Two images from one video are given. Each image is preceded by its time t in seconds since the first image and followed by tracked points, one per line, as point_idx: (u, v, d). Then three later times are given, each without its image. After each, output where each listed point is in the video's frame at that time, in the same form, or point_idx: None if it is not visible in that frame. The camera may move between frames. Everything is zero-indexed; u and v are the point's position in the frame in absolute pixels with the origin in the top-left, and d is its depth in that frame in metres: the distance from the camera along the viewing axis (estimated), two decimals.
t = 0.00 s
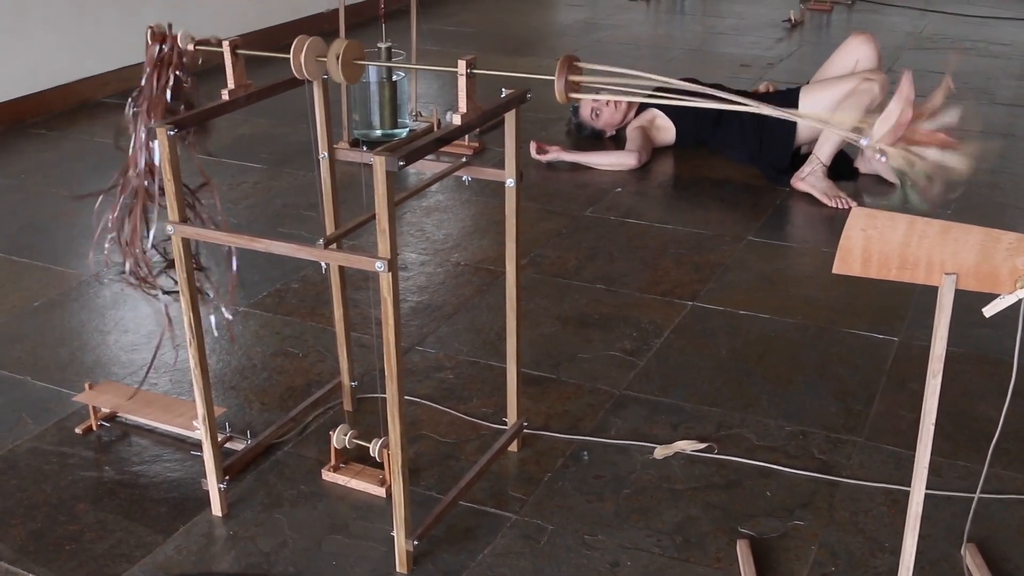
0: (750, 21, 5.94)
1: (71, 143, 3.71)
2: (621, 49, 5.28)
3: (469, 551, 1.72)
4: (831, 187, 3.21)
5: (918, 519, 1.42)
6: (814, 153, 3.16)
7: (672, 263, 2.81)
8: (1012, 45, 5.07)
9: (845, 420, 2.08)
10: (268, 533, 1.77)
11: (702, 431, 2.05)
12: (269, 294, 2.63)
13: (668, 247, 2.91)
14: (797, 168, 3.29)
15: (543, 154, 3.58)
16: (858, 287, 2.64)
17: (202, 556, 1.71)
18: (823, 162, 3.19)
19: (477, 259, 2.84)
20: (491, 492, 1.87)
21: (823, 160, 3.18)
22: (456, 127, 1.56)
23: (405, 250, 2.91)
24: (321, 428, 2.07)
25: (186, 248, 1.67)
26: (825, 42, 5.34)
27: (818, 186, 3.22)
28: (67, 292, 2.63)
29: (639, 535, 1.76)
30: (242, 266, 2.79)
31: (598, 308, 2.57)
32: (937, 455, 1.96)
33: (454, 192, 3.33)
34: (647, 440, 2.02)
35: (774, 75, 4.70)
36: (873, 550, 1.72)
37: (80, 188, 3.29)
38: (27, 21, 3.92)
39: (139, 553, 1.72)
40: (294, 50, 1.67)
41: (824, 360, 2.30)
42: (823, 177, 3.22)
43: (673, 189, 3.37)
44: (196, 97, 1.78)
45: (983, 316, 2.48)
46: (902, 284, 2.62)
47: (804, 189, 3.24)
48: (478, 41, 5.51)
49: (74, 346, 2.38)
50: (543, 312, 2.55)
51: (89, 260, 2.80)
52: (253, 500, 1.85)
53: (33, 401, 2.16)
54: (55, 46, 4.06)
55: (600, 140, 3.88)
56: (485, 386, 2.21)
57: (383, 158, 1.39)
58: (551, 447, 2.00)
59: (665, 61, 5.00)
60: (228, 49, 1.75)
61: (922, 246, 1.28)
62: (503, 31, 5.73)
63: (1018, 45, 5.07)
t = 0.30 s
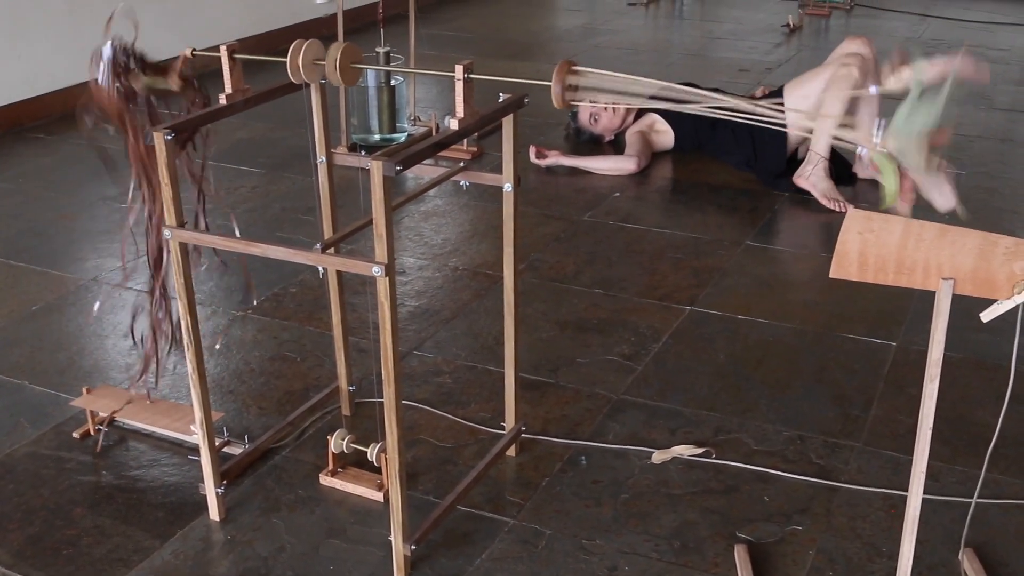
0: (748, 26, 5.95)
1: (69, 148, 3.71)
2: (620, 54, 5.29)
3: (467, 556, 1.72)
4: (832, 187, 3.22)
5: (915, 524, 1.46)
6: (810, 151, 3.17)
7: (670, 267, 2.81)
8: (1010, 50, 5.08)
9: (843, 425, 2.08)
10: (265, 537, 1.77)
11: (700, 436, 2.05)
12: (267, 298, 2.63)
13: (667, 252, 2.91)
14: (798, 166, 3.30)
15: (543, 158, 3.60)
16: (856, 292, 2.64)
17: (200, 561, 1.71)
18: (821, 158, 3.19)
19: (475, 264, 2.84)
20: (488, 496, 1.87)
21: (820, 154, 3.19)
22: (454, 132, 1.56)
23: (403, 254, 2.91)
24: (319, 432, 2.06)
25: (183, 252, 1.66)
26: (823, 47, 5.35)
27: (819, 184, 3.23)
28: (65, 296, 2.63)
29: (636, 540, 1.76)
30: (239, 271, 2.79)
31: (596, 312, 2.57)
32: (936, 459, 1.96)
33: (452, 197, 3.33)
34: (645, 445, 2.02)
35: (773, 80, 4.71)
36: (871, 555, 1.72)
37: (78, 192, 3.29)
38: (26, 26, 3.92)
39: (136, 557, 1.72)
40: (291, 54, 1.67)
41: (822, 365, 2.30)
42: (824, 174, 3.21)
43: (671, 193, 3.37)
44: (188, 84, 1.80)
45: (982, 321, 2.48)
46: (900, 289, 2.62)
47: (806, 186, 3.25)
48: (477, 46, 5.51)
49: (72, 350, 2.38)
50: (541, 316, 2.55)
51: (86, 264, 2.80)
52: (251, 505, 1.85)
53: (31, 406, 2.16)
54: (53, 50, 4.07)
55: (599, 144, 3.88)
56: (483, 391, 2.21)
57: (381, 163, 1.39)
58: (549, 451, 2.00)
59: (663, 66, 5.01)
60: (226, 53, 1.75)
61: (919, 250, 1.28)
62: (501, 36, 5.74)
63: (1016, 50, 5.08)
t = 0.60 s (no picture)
0: (748, 29, 5.95)
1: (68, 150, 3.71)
2: (620, 57, 5.29)
3: (465, 558, 1.72)
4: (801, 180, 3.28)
5: (913, 526, 1.45)
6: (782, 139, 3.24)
7: (669, 270, 2.82)
8: (1010, 53, 5.09)
9: (842, 428, 2.08)
10: (264, 539, 1.77)
11: (699, 439, 2.05)
12: (266, 301, 2.63)
13: (666, 255, 2.91)
14: (770, 153, 3.38)
15: (543, 161, 3.60)
16: (855, 295, 2.64)
17: (198, 563, 1.71)
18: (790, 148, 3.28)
19: (474, 266, 2.84)
20: (487, 499, 1.87)
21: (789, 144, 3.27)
22: (453, 134, 1.56)
23: (402, 257, 2.91)
24: (317, 435, 2.07)
25: (181, 254, 1.66)
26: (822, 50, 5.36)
27: (787, 175, 3.30)
28: (64, 298, 2.63)
29: (635, 543, 1.76)
30: (238, 272, 2.79)
31: (595, 315, 2.57)
32: (934, 463, 1.96)
33: (451, 199, 3.33)
34: (643, 448, 2.02)
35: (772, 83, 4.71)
36: (870, 558, 1.72)
37: (77, 194, 3.28)
38: (26, 28, 3.93)
39: (134, 559, 1.72)
40: (290, 56, 1.67)
41: (821, 368, 2.30)
42: (793, 166, 3.28)
43: (670, 196, 3.37)
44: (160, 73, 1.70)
45: (981, 325, 2.48)
46: (899, 293, 2.63)
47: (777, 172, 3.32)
48: (477, 48, 5.52)
49: (70, 352, 2.38)
50: (540, 319, 2.55)
51: (86, 266, 2.80)
52: (249, 507, 1.85)
53: (30, 407, 2.16)
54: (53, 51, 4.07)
55: (598, 147, 3.89)
56: (482, 394, 2.21)
57: (379, 165, 1.39)
58: (548, 454, 2.00)
59: (663, 69, 5.02)
60: (226, 56, 1.75)
61: (918, 254, 1.29)
62: (501, 39, 5.74)
63: (1015, 54, 5.08)
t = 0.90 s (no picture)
0: (748, 32, 5.95)
1: (68, 150, 3.71)
2: (620, 59, 5.30)
3: (464, 560, 1.72)
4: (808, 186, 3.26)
5: (913, 528, 1.45)
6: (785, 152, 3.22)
7: (669, 272, 2.82)
8: (1010, 56, 5.10)
9: (841, 431, 2.08)
10: (263, 541, 1.77)
11: (698, 441, 2.05)
12: (266, 302, 2.63)
13: (666, 258, 2.91)
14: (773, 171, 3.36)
15: (543, 163, 3.58)
16: (855, 298, 2.64)
17: (197, 564, 1.71)
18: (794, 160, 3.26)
19: (474, 268, 2.84)
20: (486, 501, 1.87)
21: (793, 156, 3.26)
22: (453, 136, 1.56)
23: (402, 259, 2.91)
24: (317, 436, 2.06)
25: (182, 256, 1.67)
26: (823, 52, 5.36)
27: (793, 186, 3.26)
28: (64, 299, 2.63)
29: (634, 545, 1.76)
30: (239, 274, 2.79)
31: (594, 317, 2.57)
32: (934, 466, 1.96)
33: (451, 201, 3.33)
34: (643, 450, 2.02)
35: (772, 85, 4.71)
36: (869, 561, 1.72)
37: (77, 195, 3.29)
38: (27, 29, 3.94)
39: (134, 560, 1.72)
40: (290, 58, 1.67)
41: (821, 371, 2.30)
42: (798, 176, 3.25)
43: (670, 198, 3.37)
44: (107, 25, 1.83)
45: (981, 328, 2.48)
46: (899, 295, 2.63)
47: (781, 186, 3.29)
48: (477, 50, 5.52)
49: (70, 353, 2.38)
50: (540, 321, 2.55)
51: (86, 267, 2.80)
52: (248, 509, 1.85)
53: (29, 409, 2.16)
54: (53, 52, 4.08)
55: (598, 150, 3.89)
56: (481, 396, 2.21)
57: (379, 167, 1.39)
58: (547, 456, 2.00)
59: (663, 71, 5.02)
60: (225, 57, 1.76)
61: (918, 257, 1.28)
62: (501, 41, 5.74)
63: (1015, 57, 5.09)
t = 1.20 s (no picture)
0: (748, 34, 5.95)
1: (67, 153, 3.71)
2: (620, 61, 5.30)
3: (464, 563, 1.71)
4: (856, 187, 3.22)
5: (914, 531, 1.45)
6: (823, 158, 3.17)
7: (669, 274, 2.82)
8: (1010, 58, 5.10)
9: (841, 433, 2.08)
10: (263, 544, 1.77)
11: (699, 443, 2.05)
12: (266, 304, 2.63)
13: (666, 259, 2.91)
14: (817, 173, 3.34)
15: (543, 165, 3.58)
16: (855, 300, 2.64)
17: (197, 567, 1.71)
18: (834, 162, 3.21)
19: (474, 270, 2.84)
20: (486, 503, 1.86)
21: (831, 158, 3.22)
22: (453, 139, 1.56)
23: (402, 261, 2.91)
24: (317, 439, 2.06)
25: (181, 258, 1.67)
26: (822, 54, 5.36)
27: (841, 189, 3.23)
28: (63, 301, 2.63)
29: (634, 547, 1.75)
30: (239, 276, 2.79)
31: (594, 320, 2.57)
32: (934, 468, 1.96)
33: (450, 203, 3.33)
34: (643, 452, 2.02)
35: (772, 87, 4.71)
36: (870, 563, 1.71)
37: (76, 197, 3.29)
38: (26, 33, 3.95)
39: (134, 563, 1.72)
40: (290, 62, 1.67)
41: (821, 373, 2.30)
42: (844, 178, 3.21)
43: (671, 200, 3.37)
44: (184, 112, 2.74)
45: (981, 330, 2.48)
46: (899, 297, 2.63)
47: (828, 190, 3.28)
48: (477, 52, 5.52)
49: (70, 355, 2.38)
50: (540, 323, 2.55)
51: (86, 270, 2.80)
52: (248, 511, 1.85)
53: (30, 411, 2.16)
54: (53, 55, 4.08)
55: (598, 152, 3.89)
56: (481, 398, 2.21)
57: (379, 170, 1.39)
58: (547, 458, 2.00)
59: (664, 73, 5.02)
60: (225, 60, 1.76)
61: (919, 259, 1.28)
62: (501, 43, 5.74)
63: (1015, 58, 5.09)
